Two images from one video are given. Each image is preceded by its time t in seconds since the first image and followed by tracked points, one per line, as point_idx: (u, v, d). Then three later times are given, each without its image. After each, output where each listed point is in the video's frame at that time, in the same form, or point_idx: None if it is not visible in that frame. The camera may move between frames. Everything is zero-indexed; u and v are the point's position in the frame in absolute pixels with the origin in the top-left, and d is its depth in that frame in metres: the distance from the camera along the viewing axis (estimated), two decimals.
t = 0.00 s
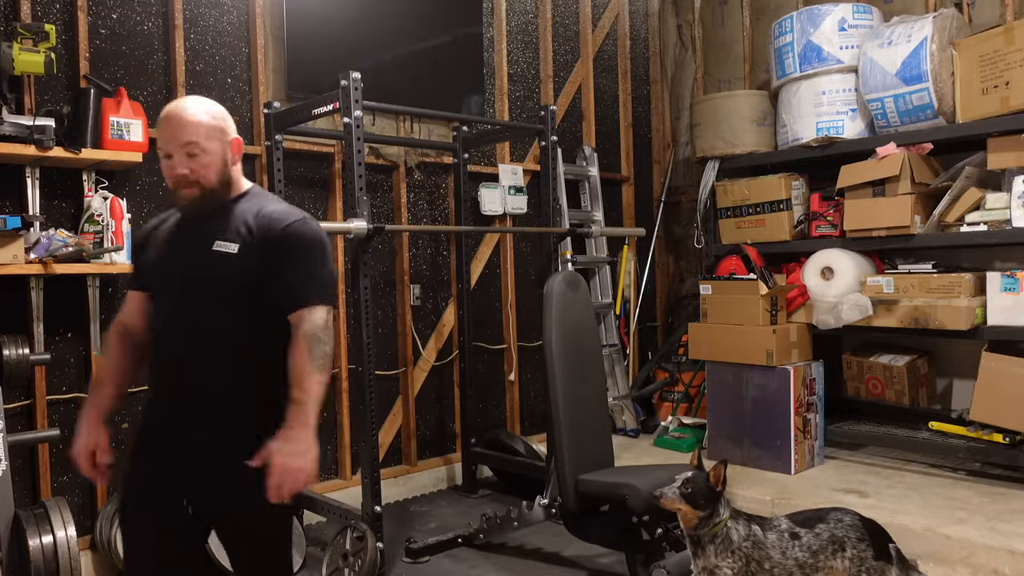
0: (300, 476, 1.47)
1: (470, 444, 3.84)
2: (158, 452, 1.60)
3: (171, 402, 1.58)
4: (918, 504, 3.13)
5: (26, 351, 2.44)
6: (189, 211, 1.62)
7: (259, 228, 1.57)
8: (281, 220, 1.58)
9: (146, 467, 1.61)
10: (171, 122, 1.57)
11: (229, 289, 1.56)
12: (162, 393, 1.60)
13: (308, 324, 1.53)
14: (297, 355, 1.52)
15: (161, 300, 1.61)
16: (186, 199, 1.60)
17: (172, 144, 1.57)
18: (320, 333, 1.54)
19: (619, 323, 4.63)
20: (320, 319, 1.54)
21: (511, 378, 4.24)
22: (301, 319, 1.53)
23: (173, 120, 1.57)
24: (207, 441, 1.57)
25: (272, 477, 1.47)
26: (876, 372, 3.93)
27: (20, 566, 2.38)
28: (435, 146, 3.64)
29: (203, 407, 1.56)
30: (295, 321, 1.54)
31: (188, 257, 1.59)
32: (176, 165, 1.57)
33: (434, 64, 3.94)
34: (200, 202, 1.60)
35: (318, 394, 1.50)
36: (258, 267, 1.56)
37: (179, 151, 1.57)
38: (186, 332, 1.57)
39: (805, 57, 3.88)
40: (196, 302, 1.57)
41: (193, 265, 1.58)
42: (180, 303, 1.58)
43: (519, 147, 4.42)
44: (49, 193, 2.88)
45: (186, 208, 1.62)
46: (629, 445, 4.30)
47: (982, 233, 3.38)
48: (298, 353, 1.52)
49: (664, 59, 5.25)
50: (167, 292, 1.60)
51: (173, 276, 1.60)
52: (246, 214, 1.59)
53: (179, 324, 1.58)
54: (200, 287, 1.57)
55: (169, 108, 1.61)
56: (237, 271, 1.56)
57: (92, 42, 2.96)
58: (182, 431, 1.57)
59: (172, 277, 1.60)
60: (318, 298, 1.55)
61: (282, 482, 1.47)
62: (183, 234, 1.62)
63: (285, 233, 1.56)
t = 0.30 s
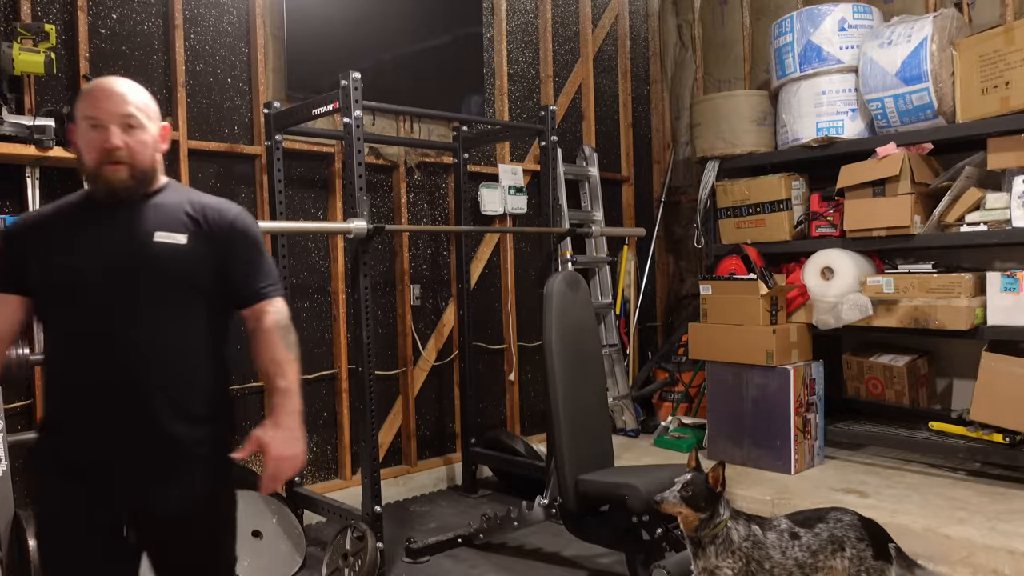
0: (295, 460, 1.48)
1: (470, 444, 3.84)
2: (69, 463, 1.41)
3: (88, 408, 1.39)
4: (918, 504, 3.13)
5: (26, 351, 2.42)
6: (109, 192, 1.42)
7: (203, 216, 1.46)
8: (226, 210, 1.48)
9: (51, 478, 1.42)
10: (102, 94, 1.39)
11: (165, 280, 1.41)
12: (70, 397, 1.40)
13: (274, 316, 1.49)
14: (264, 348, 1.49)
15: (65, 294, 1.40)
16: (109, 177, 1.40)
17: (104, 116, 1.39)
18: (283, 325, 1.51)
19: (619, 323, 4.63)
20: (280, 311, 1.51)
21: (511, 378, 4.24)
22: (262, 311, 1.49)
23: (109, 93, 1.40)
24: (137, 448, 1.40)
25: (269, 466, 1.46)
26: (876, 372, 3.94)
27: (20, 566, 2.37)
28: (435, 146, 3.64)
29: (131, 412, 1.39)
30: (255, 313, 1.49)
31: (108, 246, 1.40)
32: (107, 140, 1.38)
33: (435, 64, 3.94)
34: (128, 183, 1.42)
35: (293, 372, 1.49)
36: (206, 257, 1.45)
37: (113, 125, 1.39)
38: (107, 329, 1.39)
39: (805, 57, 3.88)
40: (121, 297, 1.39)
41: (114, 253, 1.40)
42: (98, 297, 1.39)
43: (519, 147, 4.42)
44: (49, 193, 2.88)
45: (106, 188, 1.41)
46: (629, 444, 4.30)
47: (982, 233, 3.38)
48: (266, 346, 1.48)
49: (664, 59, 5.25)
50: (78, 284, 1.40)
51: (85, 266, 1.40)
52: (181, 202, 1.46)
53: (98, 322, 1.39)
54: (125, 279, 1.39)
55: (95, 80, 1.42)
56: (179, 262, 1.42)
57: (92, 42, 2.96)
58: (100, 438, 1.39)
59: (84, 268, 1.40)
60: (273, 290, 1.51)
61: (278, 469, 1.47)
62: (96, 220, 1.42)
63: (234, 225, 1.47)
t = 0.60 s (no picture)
0: (255, 457, 1.39)
1: (470, 444, 3.84)
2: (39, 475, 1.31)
3: (58, 416, 1.29)
4: (918, 504, 3.13)
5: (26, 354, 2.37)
6: (82, 185, 1.32)
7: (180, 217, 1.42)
8: (203, 213, 1.45)
9: (22, 489, 1.32)
10: (73, 81, 1.33)
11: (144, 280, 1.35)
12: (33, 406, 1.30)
13: (249, 316, 1.48)
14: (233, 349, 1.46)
15: (24, 296, 1.29)
16: (82, 167, 1.31)
17: (79, 103, 1.32)
18: (257, 325, 1.50)
19: (619, 323, 4.63)
20: (254, 314, 1.50)
21: (511, 378, 4.24)
22: (239, 313, 1.48)
23: (82, 79, 1.33)
24: (115, 453, 1.32)
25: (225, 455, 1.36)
26: (875, 372, 3.94)
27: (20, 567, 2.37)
28: (435, 146, 3.64)
29: (108, 419, 1.31)
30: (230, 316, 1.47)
31: (79, 244, 1.31)
32: (83, 126, 1.31)
33: (435, 64, 3.94)
34: (103, 174, 1.33)
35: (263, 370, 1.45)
36: (185, 259, 1.41)
37: (87, 111, 1.32)
38: (78, 333, 1.29)
39: (805, 57, 3.88)
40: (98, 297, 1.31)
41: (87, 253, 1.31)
42: (67, 298, 1.29)
43: (519, 147, 4.42)
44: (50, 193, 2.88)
45: (78, 179, 1.32)
46: (629, 444, 4.30)
47: (982, 233, 3.38)
48: (239, 347, 1.45)
49: (664, 59, 5.25)
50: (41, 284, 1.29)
51: (50, 265, 1.29)
52: (154, 198, 1.41)
53: (67, 324, 1.29)
54: (101, 280, 1.31)
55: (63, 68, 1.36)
56: (160, 263, 1.37)
57: (92, 42, 2.96)
58: (71, 447, 1.30)
59: (48, 267, 1.29)
60: (248, 293, 1.50)
61: (234, 461, 1.37)
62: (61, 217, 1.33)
63: (211, 226, 1.45)
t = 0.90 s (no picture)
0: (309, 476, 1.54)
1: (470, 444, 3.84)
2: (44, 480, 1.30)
3: (69, 425, 1.28)
4: (918, 504, 3.13)
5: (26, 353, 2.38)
6: (100, 184, 1.32)
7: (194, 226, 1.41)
8: (217, 222, 1.45)
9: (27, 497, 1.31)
10: (96, 77, 1.34)
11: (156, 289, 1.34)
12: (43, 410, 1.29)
13: (269, 332, 1.51)
14: (255, 366, 1.50)
15: (36, 300, 1.28)
16: (101, 165, 1.31)
17: (102, 100, 1.33)
18: (276, 339, 1.54)
19: (619, 323, 4.63)
20: (271, 327, 1.53)
21: (511, 378, 4.24)
22: (256, 327, 1.50)
23: (103, 76, 1.34)
24: (125, 463, 1.31)
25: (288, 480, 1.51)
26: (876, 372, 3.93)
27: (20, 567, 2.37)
28: (435, 146, 3.63)
29: (120, 427, 1.31)
30: (247, 330, 1.50)
31: (93, 251, 1.30)
32: (106, 125, 1.32)
33: (435, 63, 3.95)
34: (122, 174, 1.33)
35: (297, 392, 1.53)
36: (199, 269, 1.41)
37: (111, 110, 1.33)
38: (92, 340, 1.29)
39: (805, 57, 3.88)
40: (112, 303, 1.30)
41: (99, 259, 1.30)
42: (80, 306, 1.28)
43: (519, 147, 4.42)
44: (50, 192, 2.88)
45: (97, 178, 1.31)
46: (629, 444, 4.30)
47: (982, 233, 3.38)
48: (263, 365, 1.50)
49: (664, 59, 5.25)
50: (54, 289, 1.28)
51: (64, 270, 1.28)
52: (168, 204, 1.40)
53: (80, 335, 1.28)
54: (114, 290, 1.30)
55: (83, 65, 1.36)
56: (173, 273, 1.36)
57: (92, 42, 2.96)
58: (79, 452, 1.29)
59: (61, 272, 1.28)
60: (262, 306, 1.52)
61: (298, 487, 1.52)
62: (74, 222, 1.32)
63: (226, 236, 1.45)
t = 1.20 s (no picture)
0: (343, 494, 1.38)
1: (470, 444, 3.84)
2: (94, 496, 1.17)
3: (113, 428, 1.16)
4: (918, 504, 3.13)
5: (27, 352, 2.40)
6: (171, 177, 1.21)
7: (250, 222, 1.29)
8: (271, 218, 1.33)
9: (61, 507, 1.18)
10: (175, 66, 1.20)
11: (216, 286, 1.23)
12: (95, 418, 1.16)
13: (314, 338, 1.39)
14: (300, 373, 1.38)
15: (89, 298, 1.15)
16: (174, 160, 1.19)
17: (180, 91, 1.19)
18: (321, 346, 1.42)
19: (619, 323, 4.63)
20: (317, 333, 1.41)
21: (511, 378, 4.24)
22: (302, 330, 1.38)
23: (182, 66, 1.21)
24: (172, 470, 1.19)
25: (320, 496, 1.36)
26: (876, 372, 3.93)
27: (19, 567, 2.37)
28: (435, 146, 3.63)
29: (179, 437, 1.19)
30: (297, 335, 1.38)
31: (151, 245, 1.19)
32: (184, 119, 1.19)
33: (435, 63, 3.95)
34: (193, 168, 1.22)
35: (337, 402, 1.41)
36: (258, 266, 1.30)
37: (189, 101, 1.19)
38: (153, 341, 1.17)
39: (805, 57, 3.88)
40: (172, 301, 1.19)
41: (159, 253, 1.19)
42: (130, 298, 1.16)
43: (519, 147, 4.42)
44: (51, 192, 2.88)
45: (169, 171, 1.20)
46: (629, 444, 4.30)
47: (982, 233, 3.38)
48: (308, 371, 1.38)
49: (664, 59, 5.25)
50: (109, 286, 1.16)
51: (121, 265, 1.16)
52: (226, 201, 1.29)
53: (131, 331, 1.16)
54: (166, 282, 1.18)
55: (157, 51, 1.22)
56: (229, 268, 1.24)
57: (92, 42, 2.96)
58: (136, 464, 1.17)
59: (118, 268, 1.16)
60: (311, 309, 1.40)
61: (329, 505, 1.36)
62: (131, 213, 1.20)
63: (279, 233, 1.34)
